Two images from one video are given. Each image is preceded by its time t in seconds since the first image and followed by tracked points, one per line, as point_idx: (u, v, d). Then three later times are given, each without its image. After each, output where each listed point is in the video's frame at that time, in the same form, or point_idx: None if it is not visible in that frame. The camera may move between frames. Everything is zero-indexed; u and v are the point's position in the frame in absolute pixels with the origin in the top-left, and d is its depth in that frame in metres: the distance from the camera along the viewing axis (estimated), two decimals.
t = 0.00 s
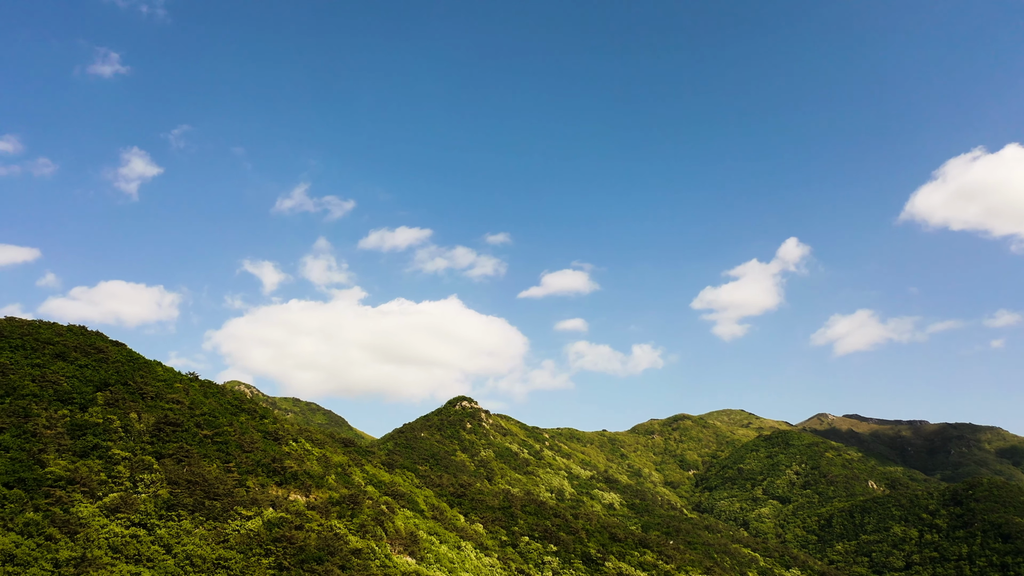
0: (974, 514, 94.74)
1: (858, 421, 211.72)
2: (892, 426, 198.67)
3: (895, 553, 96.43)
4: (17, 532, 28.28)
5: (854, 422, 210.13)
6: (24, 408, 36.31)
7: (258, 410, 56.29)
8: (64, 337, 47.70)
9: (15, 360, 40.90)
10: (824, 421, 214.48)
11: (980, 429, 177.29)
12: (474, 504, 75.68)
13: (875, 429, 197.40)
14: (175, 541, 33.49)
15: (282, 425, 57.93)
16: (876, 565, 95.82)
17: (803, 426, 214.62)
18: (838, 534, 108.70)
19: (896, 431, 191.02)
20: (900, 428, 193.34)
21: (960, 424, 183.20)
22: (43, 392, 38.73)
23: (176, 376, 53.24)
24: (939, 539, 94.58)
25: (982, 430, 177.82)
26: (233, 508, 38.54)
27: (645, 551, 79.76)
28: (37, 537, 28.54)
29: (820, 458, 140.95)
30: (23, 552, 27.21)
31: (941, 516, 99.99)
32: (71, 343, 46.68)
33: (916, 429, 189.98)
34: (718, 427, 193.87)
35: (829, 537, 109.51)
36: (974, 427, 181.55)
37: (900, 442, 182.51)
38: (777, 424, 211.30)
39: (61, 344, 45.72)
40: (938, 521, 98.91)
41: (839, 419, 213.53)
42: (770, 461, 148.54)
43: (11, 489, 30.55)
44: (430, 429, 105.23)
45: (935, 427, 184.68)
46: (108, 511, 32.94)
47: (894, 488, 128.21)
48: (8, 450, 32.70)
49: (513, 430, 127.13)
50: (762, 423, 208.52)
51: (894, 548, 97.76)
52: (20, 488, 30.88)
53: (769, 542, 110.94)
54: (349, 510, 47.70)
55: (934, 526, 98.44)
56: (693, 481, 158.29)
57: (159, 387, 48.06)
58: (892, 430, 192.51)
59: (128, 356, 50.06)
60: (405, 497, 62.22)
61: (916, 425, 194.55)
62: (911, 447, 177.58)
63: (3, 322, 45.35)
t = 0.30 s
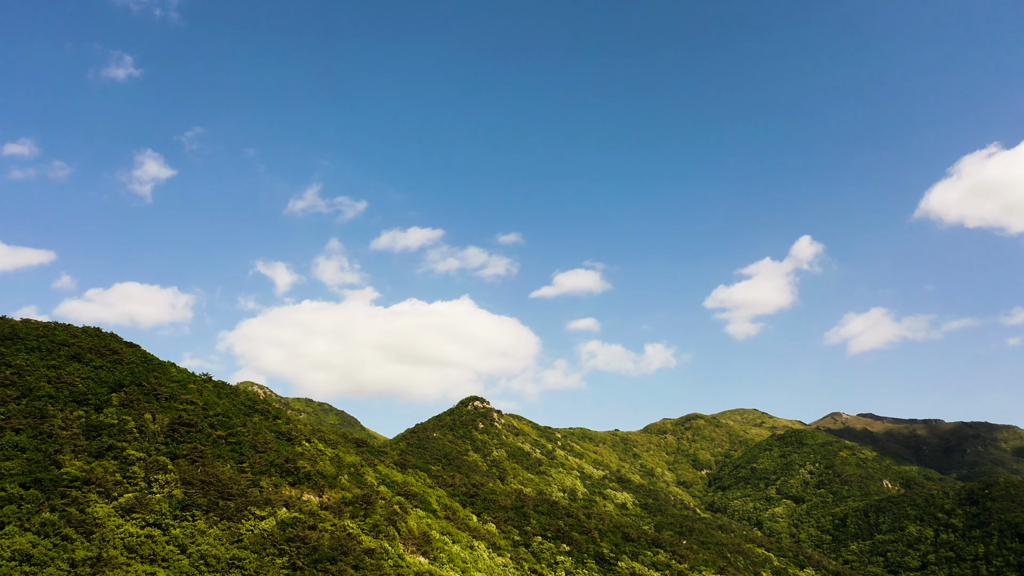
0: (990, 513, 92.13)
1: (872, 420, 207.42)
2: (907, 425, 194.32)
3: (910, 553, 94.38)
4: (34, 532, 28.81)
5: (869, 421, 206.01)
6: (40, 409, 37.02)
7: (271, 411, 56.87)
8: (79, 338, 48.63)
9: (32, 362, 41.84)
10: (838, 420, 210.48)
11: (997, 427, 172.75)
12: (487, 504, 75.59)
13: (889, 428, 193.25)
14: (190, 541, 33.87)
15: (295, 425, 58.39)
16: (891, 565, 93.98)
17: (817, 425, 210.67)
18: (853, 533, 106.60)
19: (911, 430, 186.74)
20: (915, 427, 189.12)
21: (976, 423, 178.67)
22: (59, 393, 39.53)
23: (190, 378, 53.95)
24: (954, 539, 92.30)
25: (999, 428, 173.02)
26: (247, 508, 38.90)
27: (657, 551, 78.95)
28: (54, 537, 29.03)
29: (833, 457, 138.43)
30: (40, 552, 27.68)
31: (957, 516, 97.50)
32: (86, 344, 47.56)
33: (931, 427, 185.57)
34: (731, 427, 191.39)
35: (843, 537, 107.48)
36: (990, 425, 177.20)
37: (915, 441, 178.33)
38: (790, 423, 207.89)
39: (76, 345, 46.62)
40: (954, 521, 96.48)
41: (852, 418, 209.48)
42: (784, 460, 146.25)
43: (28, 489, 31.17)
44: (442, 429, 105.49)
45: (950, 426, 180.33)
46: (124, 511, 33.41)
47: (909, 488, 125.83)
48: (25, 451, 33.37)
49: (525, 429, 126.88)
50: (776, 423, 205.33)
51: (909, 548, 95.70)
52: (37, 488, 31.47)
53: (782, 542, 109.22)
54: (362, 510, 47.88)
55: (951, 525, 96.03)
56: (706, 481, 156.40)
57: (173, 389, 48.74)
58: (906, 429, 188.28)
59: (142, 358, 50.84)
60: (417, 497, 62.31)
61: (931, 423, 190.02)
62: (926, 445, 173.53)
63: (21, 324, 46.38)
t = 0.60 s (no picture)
0: (1007, 513, 89.55)
1: (886, 420, 203.15)
2: (921, 424, 190.00)
3: (926, 553, 92.24)
4: (50, 533, 29.29)
5: (883, 420, 201.57)
6: (56, 411, 37.69)
7: (284, 412, 57.35)
8: (94, 340, 49.46)
9: (47, 364, 42.60)
10: (852, 419, 206.47)
11: (1014, 426, 168.03)
12: (499, 504, 75.46)
13: (904, 427, 189.07)
14: (204, 541, 34.22)
15: (308, 426, 58.82)
16: (907, 564, 92.06)
17: (831, 425, 206.70)
18: (868, 533, 104.43)
19: (926, 429, 182.60)
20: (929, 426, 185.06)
21: (993, 422, 174.03)
22: (74, 395, 40.21)
23: (204, 379, 54.63)
24: (970, 538, 90.02)
25: (1016, 427, 167.98)
26: (260, 508, 39.21)
27: (671, 551, 78.08)
28: (69, 538, 29.47)
29: (848, 456, 135.88)
30: (56, 552, 28.13)
31: (973, 515, 95.00)
32: (101, 346, 48.36)
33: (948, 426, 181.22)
34: (744, 426, 188.73)
35: (858, 537, 105.34)
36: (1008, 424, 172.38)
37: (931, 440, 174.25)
38: (804, 423, 204.52)
39: (91, 347, 47.42)
40: (971, 520, 94.08)
41: (867, 417, 205.51)
42: (798, 460, 143.89)
43: (44, 490, 31.76)
44: (454, 429, 105.69)
45: (967, 425, 175.78)
46: (139, 512, 33.86)
47: (924, 488, 124.00)
48: (41, 452, 33.99)
49: (537, 429, 126.54)
50: (789, 422, 202.10)
51: (925, 548, 93.52)
52: (53, 489, 32.03)
53: (795, 541, 107.39)
54: (375, 510, 48.01)
55: (967, 524, 93.65)
56: (719, 480, 154.37)
57: (188, 390, 49.40)
58: (921, 428, 183.99)
59: (156, 359, 51.62)
60: (430, 497, 62.41)
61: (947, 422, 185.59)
62: (942, 445, 169.42)
63: (37, 326, 47.30)
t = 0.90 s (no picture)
0: None
1: (900, 418, 198.99)
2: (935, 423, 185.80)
3: (942, 553, 90.17)
4: (66, 533, 29.75)
5: (898, 419, 197.14)
6: (71, 412, 38.31)
7: (297, 413, 57.84)
8: (108, 342, 50.30)
9: (63, 365, 43.38)
10: (865, 418, 202.52)
11: None
12: (512, 504, 75.29)
13: (919, 426, 184.92)
14: (219, 542, 34.56)
15: (321, 426, 59.25)
16: (923, 564, 90.13)
17: (844, 424, 202.82)
18: (883, 533, 102.33)
19: (940, 428, 178.42)
20: (944, 425, 180.83)
21: (1010, 420, 169.50)
22: (89, 396, 40.89)
23: (218, 380, 55.31)
24: (988, 538, 87.99)
25: None
26: (274, 509, 39.54)
27: (684, 550, 77.24)
28: (85, 538, 29.93)
29: (862, 455, 133.45)
30: (72, 552, 28.58)
31: (990, 514, 92.72)
32: (115, 347, 49.14)
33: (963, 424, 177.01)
34: (757, 425, 186.09)
35: (873, 536, 103.24)
36: None
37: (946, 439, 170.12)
38: (817, 422, 201.14)
39: (105, 348, 48.21)
40: (988, 519, 91.87)
41: (880, 416, 201.34)
42: (812, 459, 141.52)
43: (60, 490, 32.32)
44: (466, 429, 105.74)
45: (983, 423, 171.51)
46: (154, 512, 34.29)
47: (939, 487, 121.92)
48: (57, 453, 34.60)
49: (549, 429, 126.13)
50: (802, 421, 198.88)
51: (941, 547, 91.40)
52: (69, 490, 32.58)
53: (809, 541, 105.52)
54: (387, 510, 48.16)
55: (984, 524, 91.49)
56: (732, 480, 152.35)
57: (202, 391, 50.03)
58: (936, 427, 179.78)
59: (169, 360, 52.37)
60: (443, 497, 62.51)
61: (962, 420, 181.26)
62: (957, 444, 165.29)
63: (52, 328, 48.22)
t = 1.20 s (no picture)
0: None
1: (915, 417, 194.47)
2: (950, 421, 181.32)
3: (958, 553, 88.14)
4: (83, 533, 30.30)
5: (913, 417, 192.48)
6: (87, 413, 38.99)
7: (309, 413, 58.27)
8: (122, 343, 51.13)
9: (78, 367, 44.16)
10: (879, 417, 198.31)
11: None
12: (525, 504, 75.05)
13: (934, 424, 180.59)
14: (233, 542, 34.89)
15: (333, 427, 59.63)
16: (939, 564, 88.15)
17: (858, 424, 198.47)
18: (898, 533, 100.25)
19: (956, 426, 174.06)
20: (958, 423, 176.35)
21: None
22: (105, 397, 41.61)
23: (231, 381, 55.93)
24: (1006, 537, 86.34)
25: None
26: (288, 509, 39.82)
27: (697, 550, 76.28)
28: (101, 538, 30.45)
29: (876, 455, 130.89)
30: (88, 553, 29.12)
31: (1008, 514, 90.28)
32: (130, 349, 49.94)
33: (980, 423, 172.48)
34: (771, 425, 183.17)
35: (888, 536, 101.14)
36: None
37: (961, 437, 165.71)
38: (831, 421, 197.48)
39: (120, 350, 49.02)
40: (1005, 518, 89.65)
41: (894, 415, 196.90)
42: (826, 458, 138.92)
43: (77, 491, 32.93)
44: (478, 429, 105.73)
45: (1001, 421, 166.96)
46: (169, 513, 34.74)
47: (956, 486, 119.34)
48: (73, 454, 35.26)
49: (561, 429, 125.54)
50: (816, 420, 195.38)
51: (957, 547, 89.33)
52: (85, 490, 33.19)
53: (823, 541, 103.43)
54: (400, 510, 48.23)
55: (1001, 523, 89.39)
56: (745, 479, 150.20)
57: (215, 392, 50.65)
58: (952, 426, 175.05)
59: (183, 361, 53.11)
60: (455, 497, 62.48)
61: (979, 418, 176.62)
62: (973, 442, 160.84)
63: (68, 330, 49.17)
